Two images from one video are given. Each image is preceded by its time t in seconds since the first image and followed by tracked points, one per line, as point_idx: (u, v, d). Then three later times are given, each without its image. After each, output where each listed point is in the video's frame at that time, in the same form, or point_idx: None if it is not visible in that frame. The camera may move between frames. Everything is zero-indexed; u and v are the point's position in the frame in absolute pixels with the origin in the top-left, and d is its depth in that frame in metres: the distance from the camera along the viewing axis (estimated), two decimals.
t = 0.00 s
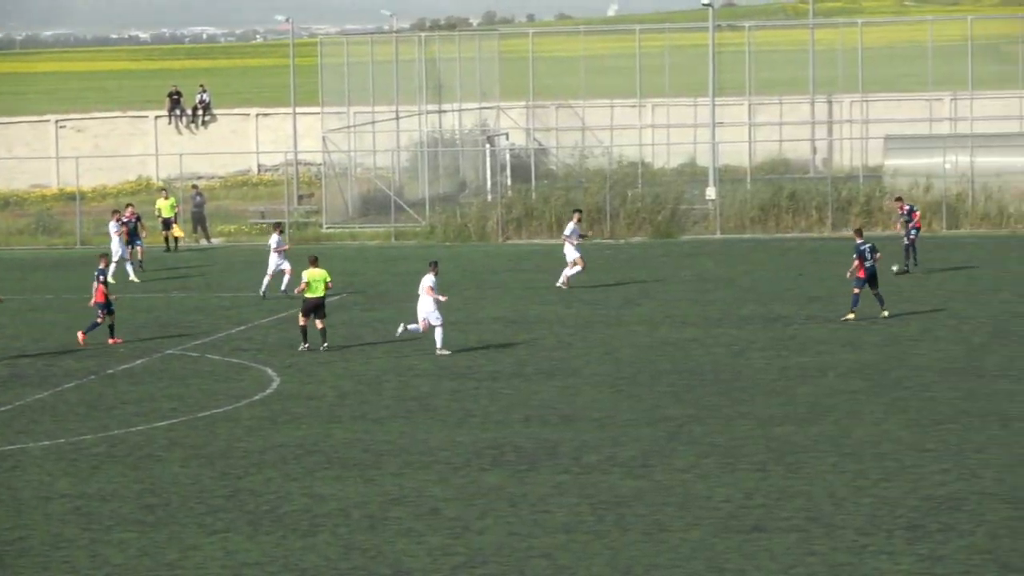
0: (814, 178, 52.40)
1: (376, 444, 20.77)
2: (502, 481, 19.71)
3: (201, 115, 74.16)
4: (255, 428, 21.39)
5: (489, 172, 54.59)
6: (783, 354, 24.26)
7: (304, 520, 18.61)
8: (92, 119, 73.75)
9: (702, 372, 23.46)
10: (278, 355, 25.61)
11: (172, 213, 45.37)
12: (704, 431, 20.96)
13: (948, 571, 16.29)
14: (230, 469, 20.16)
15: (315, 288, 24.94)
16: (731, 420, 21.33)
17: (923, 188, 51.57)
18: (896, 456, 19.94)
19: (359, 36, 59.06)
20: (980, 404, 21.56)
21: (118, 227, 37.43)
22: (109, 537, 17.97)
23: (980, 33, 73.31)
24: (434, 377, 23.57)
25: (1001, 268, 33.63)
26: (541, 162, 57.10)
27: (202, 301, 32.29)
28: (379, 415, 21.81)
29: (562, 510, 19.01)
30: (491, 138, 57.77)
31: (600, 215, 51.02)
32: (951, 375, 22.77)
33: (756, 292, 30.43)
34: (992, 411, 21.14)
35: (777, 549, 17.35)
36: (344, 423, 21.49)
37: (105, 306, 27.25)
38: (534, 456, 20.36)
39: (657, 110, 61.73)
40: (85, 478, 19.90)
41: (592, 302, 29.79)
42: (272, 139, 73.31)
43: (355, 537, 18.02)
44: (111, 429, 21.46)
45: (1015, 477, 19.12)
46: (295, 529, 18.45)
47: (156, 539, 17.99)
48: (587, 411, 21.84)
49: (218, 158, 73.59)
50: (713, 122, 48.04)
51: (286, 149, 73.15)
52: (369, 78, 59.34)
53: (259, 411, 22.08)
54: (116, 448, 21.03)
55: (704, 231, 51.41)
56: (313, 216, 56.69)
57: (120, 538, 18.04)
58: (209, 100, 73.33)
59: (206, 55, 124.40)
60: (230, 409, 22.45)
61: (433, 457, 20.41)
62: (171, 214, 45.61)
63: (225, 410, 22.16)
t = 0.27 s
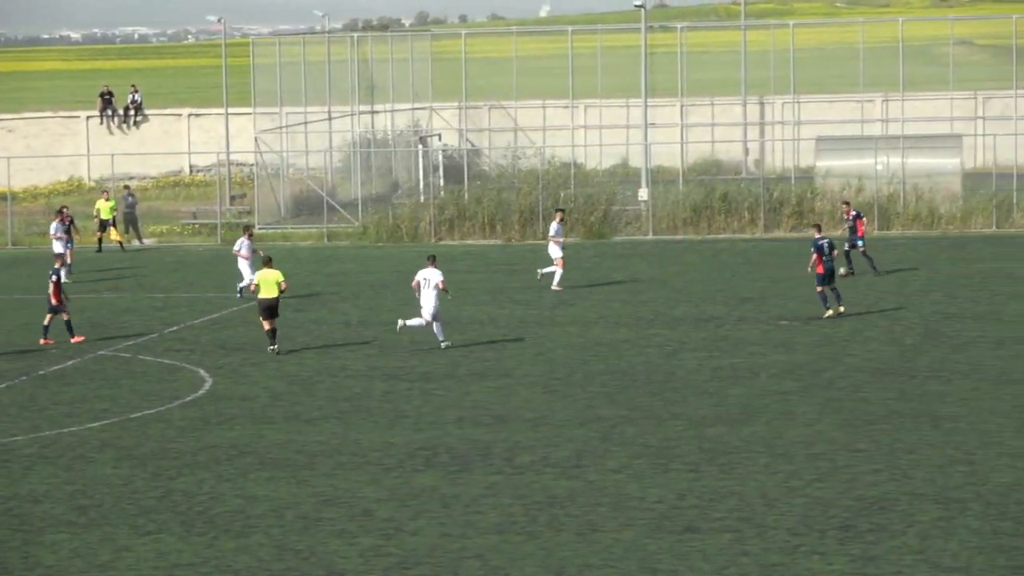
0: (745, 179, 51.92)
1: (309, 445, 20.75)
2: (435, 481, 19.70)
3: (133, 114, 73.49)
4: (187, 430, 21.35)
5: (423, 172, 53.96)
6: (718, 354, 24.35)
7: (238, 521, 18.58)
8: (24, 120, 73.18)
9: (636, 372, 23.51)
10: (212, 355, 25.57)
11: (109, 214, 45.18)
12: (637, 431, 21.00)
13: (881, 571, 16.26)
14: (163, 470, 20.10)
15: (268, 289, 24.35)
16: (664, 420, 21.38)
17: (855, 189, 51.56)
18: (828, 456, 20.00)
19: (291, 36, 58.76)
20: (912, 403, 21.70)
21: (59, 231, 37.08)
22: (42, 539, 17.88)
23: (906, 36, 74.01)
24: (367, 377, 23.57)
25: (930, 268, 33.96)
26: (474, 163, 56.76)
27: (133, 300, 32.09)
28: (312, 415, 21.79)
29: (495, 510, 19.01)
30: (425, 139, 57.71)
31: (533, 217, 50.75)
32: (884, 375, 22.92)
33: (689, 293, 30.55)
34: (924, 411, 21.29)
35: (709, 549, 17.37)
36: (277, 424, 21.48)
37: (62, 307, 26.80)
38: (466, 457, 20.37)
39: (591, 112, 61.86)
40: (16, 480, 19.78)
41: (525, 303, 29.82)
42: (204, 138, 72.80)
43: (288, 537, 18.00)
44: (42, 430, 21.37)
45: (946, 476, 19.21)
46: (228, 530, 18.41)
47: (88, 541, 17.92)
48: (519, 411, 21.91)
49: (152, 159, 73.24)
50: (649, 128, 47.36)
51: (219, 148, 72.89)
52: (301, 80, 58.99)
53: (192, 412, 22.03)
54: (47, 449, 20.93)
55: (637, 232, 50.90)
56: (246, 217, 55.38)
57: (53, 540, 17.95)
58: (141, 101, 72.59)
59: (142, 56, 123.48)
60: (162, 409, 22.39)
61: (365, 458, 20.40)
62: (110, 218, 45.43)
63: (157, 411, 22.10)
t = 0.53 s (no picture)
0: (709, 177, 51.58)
1: (274, 446, 20.74)
2: (400, 482, 19.69)
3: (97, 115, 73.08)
4: (152, 430, 21.34)
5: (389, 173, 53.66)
6: (684, 355, 24.39)
7: (203, 522, 18.56)
8: None
9: (602, 373, 23.54)
10: (178, 355, 25.53)
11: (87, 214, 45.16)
12: (603, 431, 21.01)
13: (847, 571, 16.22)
14: (128, 471, 20.07)
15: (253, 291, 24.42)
16: (630, 420, 21.40)
17: (820, 189, 51.11)
18: (793, 456, 20.01)
19: (255, 36, 58.28)
20: (878, 403, 21.75)
21: (27, 231, 37.02)
22: (7, 541, 17.84)
23: (865, 38, 74.40)
24: (333, 378, 23.57)
25: (895, 267, 34.11)
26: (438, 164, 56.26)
27: (97, 301, 32.02)
28: (277, 416, 21.79)
29: (461, 510, 19.01)
30: (390, 139, 57.22)
31: (497, 217, 50.28)
32: (850, 375, 22.98)
33: (654, 293, 30.60)
34: (889, 411, 21.35)
35: (674, 549, 17.36)
36: (242, 424, 21.47)
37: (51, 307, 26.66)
38: (431, 457, 20.36)
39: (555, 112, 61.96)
40: None
41: (491, 303, 29.84)
42: (168, 139, 72.44)
43: (253, 537, 18.00)
44: (6, 430, 21.35)
45: (911, 476, 19.22)
46: (193, 531, 18.39)
47: (53, 542, 17.90)
48: (484, 411, 21.91)
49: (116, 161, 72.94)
50: (612, 129, 47.14)
51: (183, 148, 72.59)
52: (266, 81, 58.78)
53: (158, 413, 22.02)
54: (11, 450, 20.89)
55: (602, 232, 50.68)
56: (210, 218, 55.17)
57: (18, 541, 17.92)
58: (106, 101, 72.30)
59: (107, 58, 123.00)
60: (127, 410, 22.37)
61: (331, 458, 20.39)
62: (86, 217, 45.34)
63: (122, 411, 22.09)
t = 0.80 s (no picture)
0: (687, 177, 51.20)
1: (252, 446, 20.73)
2: (377, 482, 19.67)
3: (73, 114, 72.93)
4: (130, 430, 21.33)
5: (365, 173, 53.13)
6: (662, 355, 24.40)
7: (181, 521, 18.54)
8: None
9: (580, 373, 23.54)
10: (156, 355, 25.52)
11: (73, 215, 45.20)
12: (580, 432, 21.02)
13: (825, 571, 16.22)
14: (106, 471, 20.05)
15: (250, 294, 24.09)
16: (607, 420, 21.41)
17: (798, 189, 50.44)
18: (771, 456, 20.01)
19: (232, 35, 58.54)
20: (855, 403, 21.77)
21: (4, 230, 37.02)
22: None
23: (841, 41, 74.62)
24: (311, 378, 23.57)
25: (872, 268, 34.19)
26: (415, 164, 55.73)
27: (74, 301, 31.94)
28: (254, 416, 21.79)
29: (438, 510, 19.00)
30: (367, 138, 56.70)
31: (475, 217, 49.75)
32: (828, 376, 23.00)
33: (632, 293, 30.62)
34: (867, 411, 21.38)
35: (652, 549, 17.36)
36: (219, 424, 21.47)
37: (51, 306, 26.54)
38: (409, 457, 20.35)
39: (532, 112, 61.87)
40: None
41: (469, 303, 29.84)
42: (145, 139, 72.17)
43: (230, 538, 17.99)
44: None
45: (889, 476, 19.23)
46: (170, 531, 18.38)
47: (30, 542, 17.88)
48: (461, 410, 21.92)
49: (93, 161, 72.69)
50: (588, 127, 46.76)
51: (160, 148, 72.33)
52: (244, 81, 58.66)
53: (136, 413, 22.01)
54: None
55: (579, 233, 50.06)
56: (188, 218, 54.95)
57: None
58: (83, 100, 72.13)
59: (85, 58, 122.65)
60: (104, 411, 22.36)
61: (308, 458, 20.39)
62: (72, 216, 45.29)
63: (99, 412, 22.06)
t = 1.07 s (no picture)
0: (664, 177, 51.02)
1: (229, 446, 20.72)
2: (354, 482, 19.67)
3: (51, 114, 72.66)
4: (107, 430, 21.31)
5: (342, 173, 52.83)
6: (640, 355, 24.42)
7: (159, 522, 18.54)
8: None
9: (558, 373, 23.55)
10: (133, 355, 25.48)
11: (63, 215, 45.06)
12: (558, 431, 21.03)
13: (802, 571, 16.22)
14: (83, 471, 20.03)
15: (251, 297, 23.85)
16: (585, 420, 21.42)
17: (775, 188, 49.99)
18: (748, 456, 20.02)
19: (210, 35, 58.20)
20: (833, 403, 21.80)
21: None
22: None
23: (818, 42, 74.78)
24: (289, 378, 23.56)
25: (850, 268, 34.26)
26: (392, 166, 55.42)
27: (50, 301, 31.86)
28: (232, 416, 21.78)
29: (416, 511, 19.00)
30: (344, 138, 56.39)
31: (453, 218, 49.47)
32: (806, 376, 23.03)
33: (610, 293, 30.62)
34: (844, 411, 21.42)
35: (629, 549, 17.37)
36: (197, 425, 21.46)
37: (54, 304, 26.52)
38: (387, 457, 20.35)
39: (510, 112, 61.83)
40: None
41: (446, 303, 29.84)
42: (123, 139, 71.80)
43: (208, 538, 17.98)
44: None
45: (866, 476, 19.25)
46: (148, 530, 18.38)
47: (7, 543, 17.86)
48: (438, 411, 21.93)
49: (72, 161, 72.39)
50: (565, 128, 46.52)
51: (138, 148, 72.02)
52: (221, 81, 58.46)
53: (113, 413, 21.98)
54: None
55: (557, 233, 49.74)
56: (165, 217, 54.96)
57: None
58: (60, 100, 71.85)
59: (63, 58, 122.26)
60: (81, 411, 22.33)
61: (286, 458, 20.38)
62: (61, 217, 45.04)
63: (76, 412, 22.04)
